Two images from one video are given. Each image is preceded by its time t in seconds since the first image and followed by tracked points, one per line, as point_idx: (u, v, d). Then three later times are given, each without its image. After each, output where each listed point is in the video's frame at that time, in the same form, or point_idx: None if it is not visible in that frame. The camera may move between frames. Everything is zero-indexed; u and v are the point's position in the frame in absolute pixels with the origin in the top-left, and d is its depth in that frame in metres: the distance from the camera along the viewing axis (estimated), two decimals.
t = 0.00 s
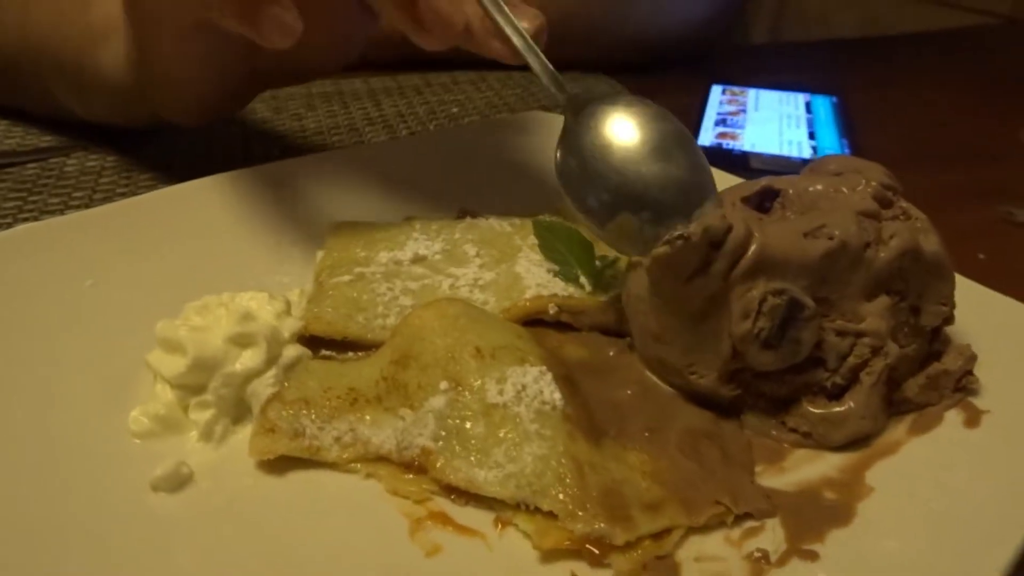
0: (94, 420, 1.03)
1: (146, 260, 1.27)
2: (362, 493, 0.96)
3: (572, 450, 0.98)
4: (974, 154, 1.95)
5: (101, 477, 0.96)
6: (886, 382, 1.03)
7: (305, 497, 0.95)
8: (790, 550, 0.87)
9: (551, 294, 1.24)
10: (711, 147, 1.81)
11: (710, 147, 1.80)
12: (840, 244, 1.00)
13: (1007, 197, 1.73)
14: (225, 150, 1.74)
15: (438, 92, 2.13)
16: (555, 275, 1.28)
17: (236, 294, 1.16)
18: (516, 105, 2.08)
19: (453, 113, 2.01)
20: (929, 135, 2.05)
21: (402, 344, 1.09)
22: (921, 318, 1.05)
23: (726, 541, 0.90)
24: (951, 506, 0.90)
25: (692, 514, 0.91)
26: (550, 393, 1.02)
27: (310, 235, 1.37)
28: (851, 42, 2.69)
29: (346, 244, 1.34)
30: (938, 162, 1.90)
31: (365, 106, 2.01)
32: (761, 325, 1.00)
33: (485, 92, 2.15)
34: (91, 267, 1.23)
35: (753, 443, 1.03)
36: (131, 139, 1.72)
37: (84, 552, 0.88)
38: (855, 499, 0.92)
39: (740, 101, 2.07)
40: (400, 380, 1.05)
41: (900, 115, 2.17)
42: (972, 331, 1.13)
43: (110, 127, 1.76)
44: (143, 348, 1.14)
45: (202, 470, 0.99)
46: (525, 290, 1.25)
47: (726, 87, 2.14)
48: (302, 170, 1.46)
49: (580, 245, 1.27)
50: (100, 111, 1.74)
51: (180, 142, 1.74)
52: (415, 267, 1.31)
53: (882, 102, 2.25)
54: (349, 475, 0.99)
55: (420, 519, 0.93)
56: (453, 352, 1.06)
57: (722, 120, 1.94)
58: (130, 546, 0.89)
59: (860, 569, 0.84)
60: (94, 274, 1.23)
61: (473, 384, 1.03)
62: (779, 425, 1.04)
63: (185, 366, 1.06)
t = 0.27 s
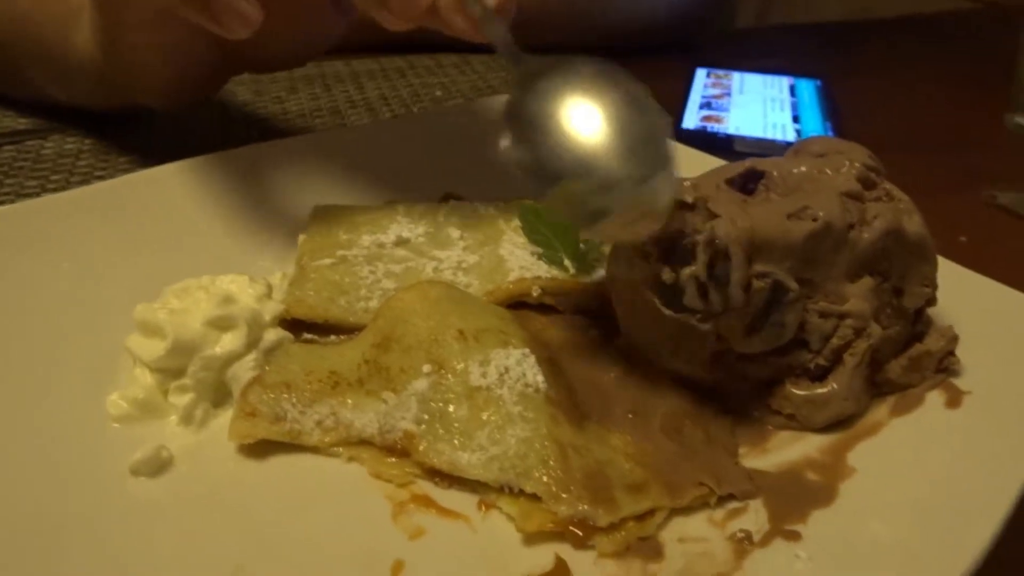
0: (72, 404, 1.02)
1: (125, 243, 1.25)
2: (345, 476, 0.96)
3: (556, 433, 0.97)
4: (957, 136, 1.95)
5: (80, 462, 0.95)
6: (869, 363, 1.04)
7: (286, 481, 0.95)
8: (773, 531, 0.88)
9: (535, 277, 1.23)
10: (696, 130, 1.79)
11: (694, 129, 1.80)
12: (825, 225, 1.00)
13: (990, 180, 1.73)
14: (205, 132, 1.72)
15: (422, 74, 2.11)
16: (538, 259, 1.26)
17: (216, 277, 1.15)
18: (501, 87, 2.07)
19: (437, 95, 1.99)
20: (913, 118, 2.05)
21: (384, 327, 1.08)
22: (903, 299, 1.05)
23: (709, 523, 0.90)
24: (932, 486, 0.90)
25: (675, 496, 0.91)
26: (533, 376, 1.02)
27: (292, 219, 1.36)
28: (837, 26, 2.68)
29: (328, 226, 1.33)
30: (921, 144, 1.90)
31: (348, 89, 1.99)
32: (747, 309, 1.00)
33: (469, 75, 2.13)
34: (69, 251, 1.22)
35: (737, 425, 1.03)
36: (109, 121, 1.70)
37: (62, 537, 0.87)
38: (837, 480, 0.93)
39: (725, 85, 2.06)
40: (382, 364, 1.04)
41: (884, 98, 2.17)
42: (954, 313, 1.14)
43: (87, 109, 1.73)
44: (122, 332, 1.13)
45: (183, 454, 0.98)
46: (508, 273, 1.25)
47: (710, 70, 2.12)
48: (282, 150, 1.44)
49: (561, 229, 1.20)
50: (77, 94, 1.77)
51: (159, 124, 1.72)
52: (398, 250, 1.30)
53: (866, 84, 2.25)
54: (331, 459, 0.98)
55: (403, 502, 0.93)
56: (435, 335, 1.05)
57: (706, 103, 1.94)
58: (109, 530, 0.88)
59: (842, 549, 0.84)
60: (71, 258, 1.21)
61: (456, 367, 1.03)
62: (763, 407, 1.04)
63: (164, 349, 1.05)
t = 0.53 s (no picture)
0: (49, 389, 1.01)
1: (100, 227, 1.24)
2: (325, 461, 0.96)
3: (536, 417, 0.98)
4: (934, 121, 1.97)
5: (57, 448, 0.95)
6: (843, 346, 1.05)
7: (265, 467, 0.95)
8: (749, 512, 0.89)
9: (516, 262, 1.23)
10: (675, 115, 1.80)
11: (674, 114, 1.80)
12: (801, 211, 1.01)
13: (966, 164, 1.75)
14: (182, 115, 1.70)
15: (401, 57, 2.09)
16: (519, 243, 1.28)
17: (194, 262, 1.14)
18: (481, 71, 2.06)
19: (416, 78, 1.98)
20: (891, 103, 2.06)
21: (364, 312, 1.08)
22: (878, 284, 1.07)
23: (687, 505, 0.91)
24: (905, 467, 0.92)
25: (653, 478, 0.92)
26: (513, 360, 1.02)
27: (271, 204, 1.35)
28: (816, 11, 2.69)
29: (307, 210, 1.32)
30: (898, 129, 1.91)
31: (326, 71, 1.97)
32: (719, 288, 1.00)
33: (449, 57, 2.12)
34: (44, 236, 1.21)
35: (714, 409, 1.04)
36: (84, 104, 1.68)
37: (40, 523, 0.86)
38: (813, 462, 0.94)
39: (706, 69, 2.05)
40: (362, 349, 1.05)
41: (863, 82, 2.18)
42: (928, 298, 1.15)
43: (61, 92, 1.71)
44: (99, 317, 1.12)
45: (161, 439, 0.97)
46: (489, 258, 1.25)
47: (689, 55, 2.11)
48: (260, 133, 1.43)
49: (540, 211, 1.26)
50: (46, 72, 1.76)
51: (134, 105, 1.70)
52: (378, 234, 1.29)
53: (845, 69, 2.26)
54: (311, 444, 0.98)
55: (384, 486, 0.93)
56: (415, 321, 1.06)
57: (686, 88, 1.94)
58: (87, 516, 0.88)
59: (817, 529, 0.86)
60: (46, 243, 1.20)
61: (436, 351, 1.03)
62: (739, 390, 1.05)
63: (142, 334, 1.04)
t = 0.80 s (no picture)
0: (36, 383, 1.01)
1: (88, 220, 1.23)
2: (315, 453, 0.95)
3: (527, 408, 0.98)
4: (923, 112, 1.97)
5: (44, 441, 0.94)
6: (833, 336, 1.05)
7: (254, 460, 0.94)
8: (739, 502, 0.89)
9: (506, 254, 1.23)
10: (666, 107, 1.80)
11: (665, 107, 1.80)
12: (789, 202, 1.01)
13: (955, 156, 1.75)
14: (170, 108, 1.69)
15: (390, 49, 2.08)
16: (509, 235, 1.27)
17: (182, 254, 1.14)
18: (470, 63, 2.05)
19: (406, 70, 1.97)
20: (881, 95, 2.06)
21: (354, 305, 1.08)
22: (867, 274, 1.07)
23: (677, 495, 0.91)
24: (894, 456, 0.92)
25: (644, 469, 0.92)
26: (504, 351, 1.02)
27: (259, 197, 1.34)
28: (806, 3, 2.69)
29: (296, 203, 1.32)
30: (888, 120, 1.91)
31: (316, 64, 1.96)
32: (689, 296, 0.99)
33: (438, 49, 2.11)
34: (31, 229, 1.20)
35: (705, 400, 1.04)
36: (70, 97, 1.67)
37: (27, 517, 0.86)
38: (802, 452, 0.95)
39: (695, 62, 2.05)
40: (352, 341, 1.04)
41: (852, 74, 2.18)
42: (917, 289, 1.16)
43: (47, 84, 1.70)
44: (86, 310, 1.11)
45: (150, 433, 0.97)
46: (479, 250, 1.24)
47: (680, 47, 2.10)
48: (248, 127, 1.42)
49: (530, 202, 1.29)
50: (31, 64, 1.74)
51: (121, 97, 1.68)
52: (368, 226, 1.29)
53: (834, 61, 2.26)
54: (300, 437, 0.98)
55: (374, 478, 0.93)
56: (405, 313, 1.06)
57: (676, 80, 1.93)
58: (75, 510, 0.87)
59: (806, 519, 0.86)
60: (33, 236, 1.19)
61: (426, 343, 1.03)
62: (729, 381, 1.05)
63: (129, 328, 1.03)
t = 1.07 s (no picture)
0: (28, 378, 1.01)
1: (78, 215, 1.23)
2: (308, 448, 0.96)
3: (519, 401, 0.98)
4: (914, 105, 1.97)
5: (37, 437, 0.94)
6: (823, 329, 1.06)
7: (247, 454, 0.94)
8: (730, 494, 0.90)
9: (498, 248, 1.23)
10: (658, 100, 1.80)
11: (656, 100, 1.80)
12: (780, 194, 1.02)
13: (945, 149, 1.76)
14: (161, 101, 1.68)
15: (382, 42, 2.08)
16: (502, 229, 1.28)
17: (173, 249, 1.14)
18: (462, 56, 2.05)
19: (397, 64, 1.97)
20: (872, 88, 2.07)
21: (346, 299, 1.08)
22: (857, 267, 1.08)
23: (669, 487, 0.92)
24: (884, 447, 0.93)
25: (635, 461, 0.93)
26: (495, 345, 1.02)
27: (250, 191, 1.34)
28: None
29: (288, 198, 1.32)
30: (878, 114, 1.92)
31: (307, 57, 1.96)
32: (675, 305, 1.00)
33: (430, 43, 2.11)
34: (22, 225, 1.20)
35: (697, 393, 1.04)
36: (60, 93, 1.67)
37: (19, 512, 0.86)
38: (792, 444, 0.95)
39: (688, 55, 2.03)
40: (344, 336, 1.04)
41: (843, 67, 2.18)
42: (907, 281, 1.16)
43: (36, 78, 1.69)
44: (78, 305, 1.11)
45: (142, 427, 0.97)
46: (471, 244, 1.25)
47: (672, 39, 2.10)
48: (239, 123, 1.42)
49: (524, 198, 1.28)
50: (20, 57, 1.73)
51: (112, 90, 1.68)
52: (360, 220, 1.29)
53: (825, 54, 2.26)
54: (293, 431, 0.98)
55: (367, 472, 0.93)
56: (397, 308, 1.06)
57: (668, 74, 1.92)
58: (68, 505, 0.87)
59: (796, 510, 0.87)
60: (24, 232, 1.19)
61: (418, 338, 1.03)
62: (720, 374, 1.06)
63: (121, 323, 1.03)
